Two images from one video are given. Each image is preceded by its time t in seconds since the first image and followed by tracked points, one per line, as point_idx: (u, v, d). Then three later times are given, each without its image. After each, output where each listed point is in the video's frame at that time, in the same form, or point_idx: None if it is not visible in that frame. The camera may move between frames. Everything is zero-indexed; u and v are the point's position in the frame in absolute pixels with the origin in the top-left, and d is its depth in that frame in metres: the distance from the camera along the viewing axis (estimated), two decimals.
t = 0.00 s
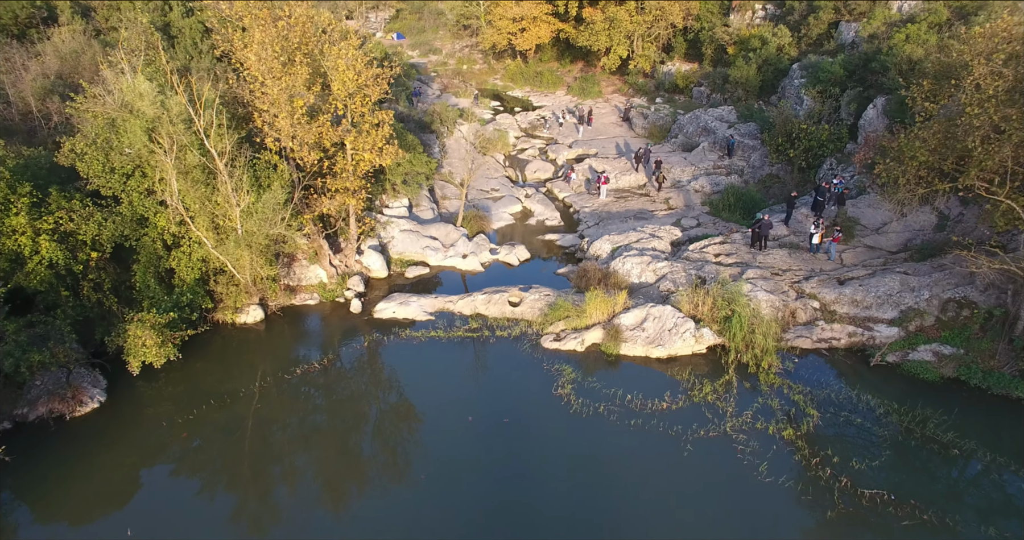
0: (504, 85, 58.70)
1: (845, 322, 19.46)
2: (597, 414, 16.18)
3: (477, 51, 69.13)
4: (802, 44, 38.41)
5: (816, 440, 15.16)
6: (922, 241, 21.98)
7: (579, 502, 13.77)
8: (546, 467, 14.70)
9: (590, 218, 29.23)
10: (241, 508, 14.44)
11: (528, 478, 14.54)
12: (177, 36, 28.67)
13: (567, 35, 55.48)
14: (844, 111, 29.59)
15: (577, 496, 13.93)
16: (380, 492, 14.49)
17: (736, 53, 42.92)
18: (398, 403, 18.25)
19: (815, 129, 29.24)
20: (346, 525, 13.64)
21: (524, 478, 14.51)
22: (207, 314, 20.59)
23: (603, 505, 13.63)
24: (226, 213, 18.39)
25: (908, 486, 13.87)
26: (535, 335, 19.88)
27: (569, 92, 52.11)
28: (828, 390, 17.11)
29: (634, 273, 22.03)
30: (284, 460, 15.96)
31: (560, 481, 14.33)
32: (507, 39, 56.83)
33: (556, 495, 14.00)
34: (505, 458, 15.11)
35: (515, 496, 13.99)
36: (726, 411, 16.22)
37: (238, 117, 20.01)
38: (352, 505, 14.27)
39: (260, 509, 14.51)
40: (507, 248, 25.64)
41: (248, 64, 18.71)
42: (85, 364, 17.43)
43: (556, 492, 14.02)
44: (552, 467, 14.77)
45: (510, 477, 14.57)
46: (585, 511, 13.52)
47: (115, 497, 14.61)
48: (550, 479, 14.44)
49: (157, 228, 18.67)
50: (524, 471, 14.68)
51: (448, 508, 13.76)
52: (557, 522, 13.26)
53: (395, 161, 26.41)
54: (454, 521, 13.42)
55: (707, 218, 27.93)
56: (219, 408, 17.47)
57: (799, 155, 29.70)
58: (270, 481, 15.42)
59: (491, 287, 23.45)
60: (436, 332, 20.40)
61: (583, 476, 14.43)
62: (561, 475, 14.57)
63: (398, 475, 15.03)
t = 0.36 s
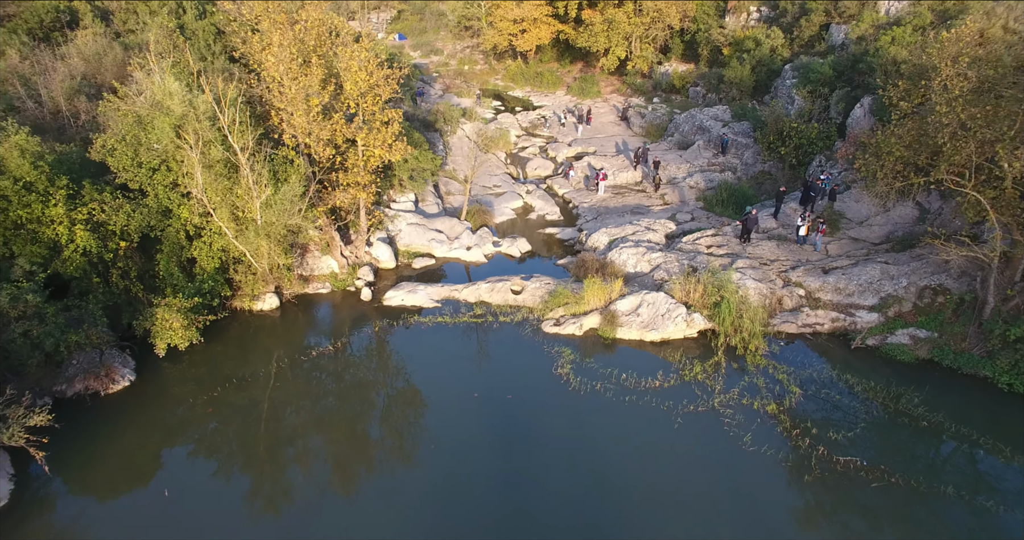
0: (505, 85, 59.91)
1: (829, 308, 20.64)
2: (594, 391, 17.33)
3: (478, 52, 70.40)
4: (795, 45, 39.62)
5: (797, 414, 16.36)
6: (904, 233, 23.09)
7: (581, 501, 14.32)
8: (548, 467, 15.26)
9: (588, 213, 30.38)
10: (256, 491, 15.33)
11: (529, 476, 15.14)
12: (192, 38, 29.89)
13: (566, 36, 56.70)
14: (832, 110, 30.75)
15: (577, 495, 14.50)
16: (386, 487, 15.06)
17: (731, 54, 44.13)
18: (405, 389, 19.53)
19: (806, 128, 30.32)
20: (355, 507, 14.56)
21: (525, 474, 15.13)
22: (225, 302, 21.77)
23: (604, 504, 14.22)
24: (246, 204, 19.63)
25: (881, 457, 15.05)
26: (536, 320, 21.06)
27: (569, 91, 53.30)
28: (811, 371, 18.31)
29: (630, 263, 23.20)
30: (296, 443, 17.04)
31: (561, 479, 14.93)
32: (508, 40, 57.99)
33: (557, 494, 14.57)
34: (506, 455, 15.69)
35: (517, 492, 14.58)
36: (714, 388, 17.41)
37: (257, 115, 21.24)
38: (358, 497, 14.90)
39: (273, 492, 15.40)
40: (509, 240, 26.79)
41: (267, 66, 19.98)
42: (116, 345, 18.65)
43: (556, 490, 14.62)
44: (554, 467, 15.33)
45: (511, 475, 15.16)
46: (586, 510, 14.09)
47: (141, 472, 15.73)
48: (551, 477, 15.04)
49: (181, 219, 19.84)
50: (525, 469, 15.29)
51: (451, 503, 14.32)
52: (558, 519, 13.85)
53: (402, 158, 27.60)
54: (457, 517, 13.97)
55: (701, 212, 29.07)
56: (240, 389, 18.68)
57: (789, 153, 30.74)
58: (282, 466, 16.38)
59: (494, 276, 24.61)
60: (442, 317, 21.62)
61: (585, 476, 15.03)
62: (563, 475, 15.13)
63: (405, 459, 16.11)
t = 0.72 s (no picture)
0: (505, 85, 60.95)
1: (816, 296, 21.73)
2: (591, 371, 18.42)
3: (479, 53, 71.44)
4: (788, 46, 40.74)
5: (782, 393, 17.51)
6: (889, 226, 24.01)
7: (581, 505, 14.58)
8: (550, 470, 15.48)
9: (587, 208, 31.46)
10: (268, 473, 16.15)
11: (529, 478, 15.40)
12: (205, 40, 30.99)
13: (566, 37, 57.78)
14: (822, 108, 31.83)
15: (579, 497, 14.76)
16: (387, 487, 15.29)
17: (727, 54, 45.23)
18: (410, 377, 20.55)
19: (797, 126, 31.22)
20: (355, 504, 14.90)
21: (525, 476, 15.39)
22: (241, 291, 22.89)
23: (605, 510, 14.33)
24: (263, 197, 20.77)
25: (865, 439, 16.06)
26: (537, 308, 22.16)
27: (568, 91, 54.38)
28: (797, 356, 19.39)
29: (626, 254, 24.29)
30: (307, 427, 17.88)
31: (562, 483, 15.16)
32: (509, 40, 59.06)
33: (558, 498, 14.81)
34: (506, 458, 15.98)
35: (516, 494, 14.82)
36: (705, 370, 18.50)
37: (273, 113, 22.41)
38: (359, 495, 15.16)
39: (284, 474, 16.20)
40: (511, 233, 27.86)
41: (283, 66, 21.13)
42: (141, 330, 19.72)
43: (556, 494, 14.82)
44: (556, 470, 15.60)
45: (510, 478, 15.40)
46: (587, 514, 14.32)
47: (158, 454, 16.46)
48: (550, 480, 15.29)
49: (200, 212, 20.90)
50: (524, 472, 15.55)
51: (451, 507, 14.42)
52: (556, 522, 14.02)
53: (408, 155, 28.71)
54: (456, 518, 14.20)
55: (695, 207, 30.14)
56: (257, 375, 19.78)
57: (780, 149, 31.74)
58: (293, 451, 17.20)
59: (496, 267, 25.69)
60: (448, 306, 22.73)
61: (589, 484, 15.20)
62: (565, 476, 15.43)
63: (411, 450, 16.76)
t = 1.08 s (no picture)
0: (506, 85, 62.15)
1: (802, 285, 22.99)
2: (589, 352, 19.70)
3: (481, 54, 72.67)
4: (782, 48, 41.98)
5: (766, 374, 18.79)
6: (872, 219, 25.13)
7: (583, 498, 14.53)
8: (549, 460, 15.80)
9: (586, 204, 32.68)
10: (281, 455, 17.00)
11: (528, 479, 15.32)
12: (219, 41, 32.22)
13: (566, 38, 58.99)
14: (813, 107, 33.02)
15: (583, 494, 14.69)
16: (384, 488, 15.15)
17: (722, 55, 46.43)
18: (417, 364, 21.60)
19: (788, 124, 32.37)
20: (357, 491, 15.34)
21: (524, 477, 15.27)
22: (258, 280, 24.16)
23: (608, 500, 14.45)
24: (280, 190, 22.21)
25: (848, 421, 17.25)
26: (538, 296, 23.42)
27: (568, 91, 55.59)
28: (782, 340, 20.66)
29: (623, 246, 25.54)
30: (319, 412, 18.98)
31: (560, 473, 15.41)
32: (510, 41, 60.28)
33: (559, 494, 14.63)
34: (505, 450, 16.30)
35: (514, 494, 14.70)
36: (696, 352, 19.79)
37: (289, 112, 23.72)
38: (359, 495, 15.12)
39: (297, 455, 17.06)
40: (513, 227, 29.10)
41: (299, 67, 22.45)
42: (166, 315, 20.98)
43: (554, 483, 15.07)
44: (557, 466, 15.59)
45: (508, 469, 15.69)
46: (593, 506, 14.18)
47: (177, 435, 17.40)
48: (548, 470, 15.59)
49: (220, 204, 22.15)
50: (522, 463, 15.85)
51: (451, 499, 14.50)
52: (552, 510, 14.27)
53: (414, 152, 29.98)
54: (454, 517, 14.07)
55: (690, 202, 31.35)
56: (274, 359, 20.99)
57: (772, 147, 32.91)
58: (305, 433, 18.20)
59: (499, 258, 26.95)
60: (453, 294, 24.00)
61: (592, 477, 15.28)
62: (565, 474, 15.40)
63: (416, 435, 17.60)
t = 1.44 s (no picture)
0: (507, 85, 63.40)
1: (789, 274, 24.32)
2: (587, 335, 21.02)
3: (482, 54, 73.91)
4: (775, 49, 43.31)
5: (752, 355, 20.23)
6: (857, 212, 26.41)
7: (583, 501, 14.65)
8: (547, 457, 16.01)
9: (585, 199, 34.00)
10: (294, 437, 17.94)
11: (529, 479, 15.43)
12: (233, 44, 33.53)
13: (566, 39, 60.31)
14: (804, 106, 34.32)
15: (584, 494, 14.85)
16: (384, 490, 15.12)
17: (718, 56, 47.73)
18: (422, 352, 22.70)
19: (780, 123, 33.68)
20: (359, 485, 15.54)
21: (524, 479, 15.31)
22: (273, 270, 25.46)
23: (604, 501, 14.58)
24: (297, 184, 23.71)
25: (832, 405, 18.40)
26: (540, 285, 24.73)
27: (568, 91, 56.89)
28: (768, 326, 22.04)
29: (620, 238, 26.83)
30: (329, 398, 20.04)
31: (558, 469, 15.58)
32: (511, 42, 61.56)
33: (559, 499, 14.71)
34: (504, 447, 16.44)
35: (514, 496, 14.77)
36: (687, 335, 21.14)
37: (304, 110, 25.08)
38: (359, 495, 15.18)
39: (308, 438, 18.02)
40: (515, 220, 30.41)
41: (314, 68, 23.81)
42: (189, 301, 22.30)
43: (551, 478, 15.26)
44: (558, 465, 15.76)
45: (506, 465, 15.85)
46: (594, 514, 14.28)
47: (199, 418, 18.54)
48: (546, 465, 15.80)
49: (238, 198, 23.42)
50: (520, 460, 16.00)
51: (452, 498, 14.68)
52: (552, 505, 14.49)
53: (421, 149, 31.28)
54: (454, 519, 14.18)
55: (684, 197, 32.66)
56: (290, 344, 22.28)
57: (765, 145, 34.20)
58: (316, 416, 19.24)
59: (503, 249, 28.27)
60: (459, 283, 25.34)
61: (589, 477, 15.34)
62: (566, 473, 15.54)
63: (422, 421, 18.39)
